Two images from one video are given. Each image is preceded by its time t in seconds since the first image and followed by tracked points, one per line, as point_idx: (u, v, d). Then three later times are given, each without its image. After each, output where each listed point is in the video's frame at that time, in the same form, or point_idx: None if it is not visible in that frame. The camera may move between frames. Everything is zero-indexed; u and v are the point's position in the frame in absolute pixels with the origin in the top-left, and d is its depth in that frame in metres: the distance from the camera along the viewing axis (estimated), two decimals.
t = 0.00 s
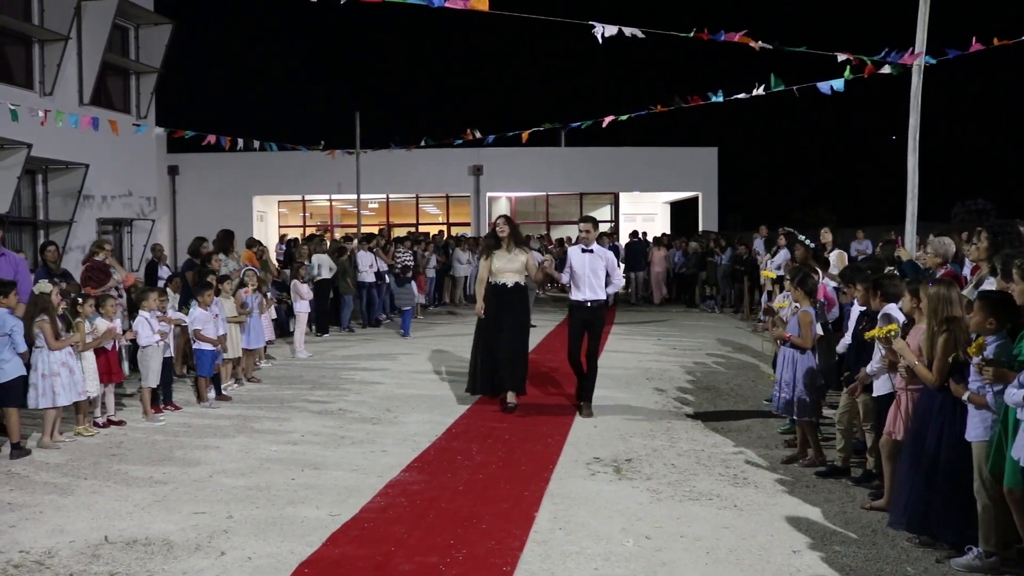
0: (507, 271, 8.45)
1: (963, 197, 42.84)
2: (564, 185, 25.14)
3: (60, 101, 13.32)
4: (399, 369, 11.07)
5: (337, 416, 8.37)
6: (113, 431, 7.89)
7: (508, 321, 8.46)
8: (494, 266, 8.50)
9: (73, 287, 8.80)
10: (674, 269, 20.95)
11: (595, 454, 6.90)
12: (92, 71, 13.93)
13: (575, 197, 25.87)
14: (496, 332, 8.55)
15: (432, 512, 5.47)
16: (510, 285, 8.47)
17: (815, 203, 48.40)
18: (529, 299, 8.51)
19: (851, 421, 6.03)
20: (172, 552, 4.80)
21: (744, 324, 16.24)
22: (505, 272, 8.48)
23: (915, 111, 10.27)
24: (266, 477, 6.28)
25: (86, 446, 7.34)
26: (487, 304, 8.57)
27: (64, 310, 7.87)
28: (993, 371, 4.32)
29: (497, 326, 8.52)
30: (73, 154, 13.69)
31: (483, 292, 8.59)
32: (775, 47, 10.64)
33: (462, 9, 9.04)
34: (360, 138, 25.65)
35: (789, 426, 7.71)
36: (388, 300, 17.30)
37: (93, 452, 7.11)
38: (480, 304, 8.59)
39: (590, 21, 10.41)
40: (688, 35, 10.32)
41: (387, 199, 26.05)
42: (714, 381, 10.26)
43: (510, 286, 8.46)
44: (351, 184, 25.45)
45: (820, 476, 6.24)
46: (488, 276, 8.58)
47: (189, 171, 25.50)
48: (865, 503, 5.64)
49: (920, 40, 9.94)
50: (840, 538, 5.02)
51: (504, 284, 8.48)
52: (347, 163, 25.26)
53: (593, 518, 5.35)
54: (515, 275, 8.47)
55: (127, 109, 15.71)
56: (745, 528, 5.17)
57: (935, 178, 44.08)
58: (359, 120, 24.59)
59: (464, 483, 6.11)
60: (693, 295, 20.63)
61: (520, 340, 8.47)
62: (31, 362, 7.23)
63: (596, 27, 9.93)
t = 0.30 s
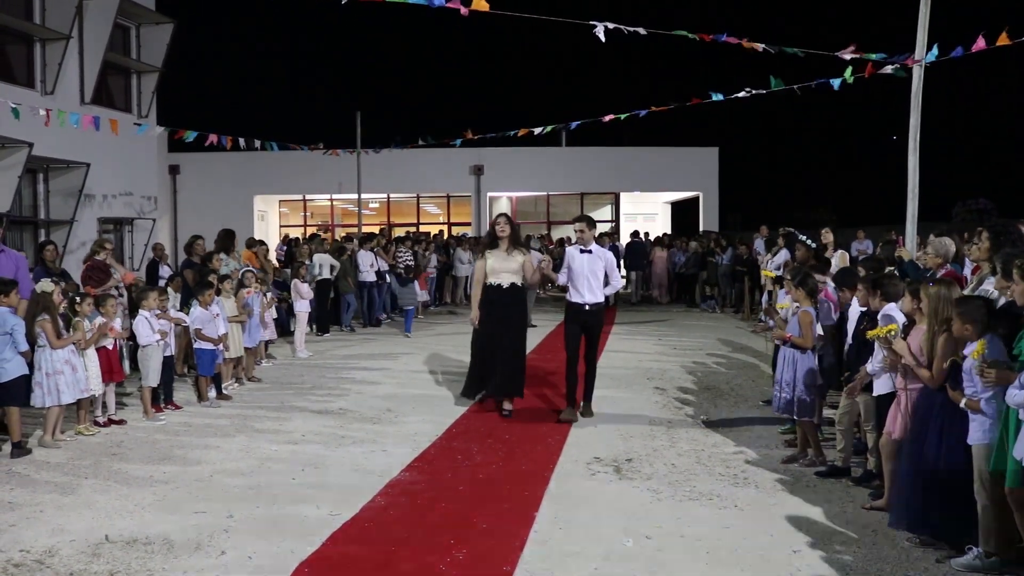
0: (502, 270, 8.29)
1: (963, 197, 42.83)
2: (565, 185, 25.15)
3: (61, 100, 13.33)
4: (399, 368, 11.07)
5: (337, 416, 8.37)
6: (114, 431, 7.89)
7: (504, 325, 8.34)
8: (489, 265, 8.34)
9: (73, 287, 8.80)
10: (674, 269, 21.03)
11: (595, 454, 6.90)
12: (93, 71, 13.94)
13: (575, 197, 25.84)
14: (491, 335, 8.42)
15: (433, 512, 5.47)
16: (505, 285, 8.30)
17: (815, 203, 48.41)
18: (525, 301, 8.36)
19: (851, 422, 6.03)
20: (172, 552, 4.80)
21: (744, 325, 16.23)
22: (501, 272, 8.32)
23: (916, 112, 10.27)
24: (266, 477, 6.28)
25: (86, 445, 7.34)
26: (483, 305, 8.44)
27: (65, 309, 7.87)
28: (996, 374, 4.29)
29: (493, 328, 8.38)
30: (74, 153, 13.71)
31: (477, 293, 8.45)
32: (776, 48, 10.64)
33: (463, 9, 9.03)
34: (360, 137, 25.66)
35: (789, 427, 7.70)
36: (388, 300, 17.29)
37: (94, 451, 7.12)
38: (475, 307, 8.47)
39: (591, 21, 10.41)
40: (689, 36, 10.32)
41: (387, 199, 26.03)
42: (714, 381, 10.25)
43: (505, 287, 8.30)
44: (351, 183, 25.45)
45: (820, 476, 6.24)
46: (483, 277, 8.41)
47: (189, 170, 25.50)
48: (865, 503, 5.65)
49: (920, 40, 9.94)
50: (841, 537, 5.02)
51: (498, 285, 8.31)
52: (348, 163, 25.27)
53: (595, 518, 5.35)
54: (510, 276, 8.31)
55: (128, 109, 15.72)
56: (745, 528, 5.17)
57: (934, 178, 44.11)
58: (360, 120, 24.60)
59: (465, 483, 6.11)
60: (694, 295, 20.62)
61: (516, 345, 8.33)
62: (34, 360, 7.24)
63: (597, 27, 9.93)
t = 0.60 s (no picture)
0: (495, 276, 7.69)
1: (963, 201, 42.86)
2: (566, 186, 25.16)
3: (62, 98, 13.34)
4: (399, 369, 11.08)
5: (336, 416, 8.37)
6: (112, 430, 7.89)
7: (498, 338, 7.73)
8: (480, 271, 7.72)
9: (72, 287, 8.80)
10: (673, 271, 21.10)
11: (594, 456, 6.90)
12: (94, 69, 13.94)
13: (575, 199, 25.83)
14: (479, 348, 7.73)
15: (431, 512, 5.47)
16: (497, 292, 7.71)
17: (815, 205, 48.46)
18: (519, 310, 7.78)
19: (850, 424, 6.03)
20: (170, 551, 4.80)
21: (744, 327, 16.24)
22: (492, 278, 7.71)
23: (916, 115, 10.28)
24: (265, 476, 6.28)
25: (85, 444, 7.34)
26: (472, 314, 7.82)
27: (65, 308, 7.89)
28: (995, 379, 4.27)
29: (480, 341, 7.70)
30: (75, 152, 13.72)
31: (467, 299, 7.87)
32: (777, 51, 10.65)
33: (465, 10, 9.03)
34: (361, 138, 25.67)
35: (788, 430, 7.70)
36: (388, 300, 17.29)
37: (93, 450, 7.12)
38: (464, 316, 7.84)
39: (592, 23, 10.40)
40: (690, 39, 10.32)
41: (387, 200, 26.02)
42: (714, 382, 10.25)
43: (498, 294, 7.71)
44: (352, 183, 25.46)
45: (819, 479, 6.24)
46: (474, 283, 7.80)
47: (189, 169, 25.51)
48: (864, 505, 5.65)
49: (921, 43, 9.95)
50: (839, 540, 5.02)
51: (491, 292, 7.72)
52: (348, 163, 25.28)
53: (593, 519, 5.35)
54: (503, 282, 7.72)
55: (130, 107, 15.73)
56: (744, 530, 5.17)
57: (934, 181, 44.14)
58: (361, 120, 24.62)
59: (463, 483, 6.11)
60: (694, 297, 20.63)
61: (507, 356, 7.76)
62: (29, 358, 7.24)
63: (596, 28, 9.94)
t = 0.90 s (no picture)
0: (487, 274, 7.51)
1: (963, 203, 42.90)
2: (566, 188, 25.17)
3: (63, 99, 13.34)
4: (400, 371, 11.07)
5: (336, 417, 8.37)
6: (113, 431, 7.89)
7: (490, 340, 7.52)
8: (473, 269, 7.55)
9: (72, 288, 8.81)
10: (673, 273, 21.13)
11: (595, 458, 6.89)
12: (95, 70, 13.94)
13: (576, 201, 25.86)
14: (470, 349, 7.53)
15: (431, 514, 5.47)
16: (490, 291, 7.53)
17: (816, 208, 48.49)
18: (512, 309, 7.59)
19: (851, 427, 6.03)
20: (171, 552, 4.80)
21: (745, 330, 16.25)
22: (484, 277, 7.53)
23: (916, 117, 10.29)
24: (265, 478, 6.28)
25: (86, 445, 7.34)
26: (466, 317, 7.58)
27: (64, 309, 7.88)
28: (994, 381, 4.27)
29: (473, 342, 7.52)
30: (76, 153, 13.73)
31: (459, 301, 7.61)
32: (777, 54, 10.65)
33: (465, 13, 9.03)
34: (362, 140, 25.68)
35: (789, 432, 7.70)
36: (389, 302, 17.30)
37: (93, 451, 7.12)
38: (456, 318, 7.60)
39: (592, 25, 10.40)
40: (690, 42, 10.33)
41: (388, 201, 26.07)
42: (714, 385, 10.25)
43: (491, 293, 7.53)
44: (352, 185, 25.46)
45: (820, 482, 6.23)
46: (466, 282, 7.62)
47: (190, 170, 25.52)
48: (864, 508, 5.65)
49: (921, 46, 9.95)
50: (839, 543, 5.01)
51: (483, 290, 7.53)
52: (349, 164, 25.29)
53: (593, 521, 5.35)
54: (495, 280, 7.54)
55: (130, 108, 15.73)
56: (744, 533, 5.17)
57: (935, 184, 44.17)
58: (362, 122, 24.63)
59: (464, 485, 6.11)
60: (694, 299, 20.64)
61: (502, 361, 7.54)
62: (30, 360, 7.24)
63: (596, 31, 9.94)
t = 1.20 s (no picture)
0: (481, 286, 7.11)
1: (962, 207, 42.96)
2: (566, 193, 25.20)
3: (63, 104, 13.35)
4: (399, 375, 11.07)
5: (336, 422, 8.36)
6: (113, 436, 7.89)
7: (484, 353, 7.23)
8: (466, 279, 7.14)
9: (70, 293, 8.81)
10: (672, 277, 21.18)
11: (595, 462, 6.89)
12: (95, 75, 13.95)
13: (576, 205, 25.88)
14: (465, 355, 7.31)
15: (431, 519, 5.46)
16: (485, 302, 7.16)
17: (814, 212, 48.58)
18: (508, 319, 7.26)
19: (851, 431, 6.03)
20: (171, 558, 4.79)
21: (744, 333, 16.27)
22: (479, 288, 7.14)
23: (916, 121, 10.29)
24: (265, 483, 6.28)
25: (86, 450, 7.34)
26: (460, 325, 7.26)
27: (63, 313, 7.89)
28: (988, 386, 4.27)
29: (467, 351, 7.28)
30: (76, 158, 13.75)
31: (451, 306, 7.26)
32: (776, 59, 10.66)
33: (465, 18, 9.05)
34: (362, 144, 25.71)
35: (789, 436, 7.70)
36: (389, 307, 17.30)
37: (93, 456, 7.12)
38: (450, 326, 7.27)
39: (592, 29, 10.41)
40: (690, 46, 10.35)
41: (388, 205, 25.98)
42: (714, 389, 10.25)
43: (485, 305, 7.16)
44: (352, 190, 25.49)
45: (820, 485, 6.23)
46: (459, 291, 7.20)
47: (191, 175, 25.58)
48: (865, 512, 5.64)
49: (920, 50, 9.97)
50: (839, 547, 5.01)
51: (477, 301, 7.16)
52: (349, 169, 25.32)
53: (593, 526, 5.35)
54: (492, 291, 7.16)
55: (130, 113, 15.75)
56: (744, 536, 5.17)
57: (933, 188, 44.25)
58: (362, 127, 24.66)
59: (464, 490, 6.11)
60: (694, 303, 20.66)
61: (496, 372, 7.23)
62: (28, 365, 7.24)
63: (596, 36, 9.95)
